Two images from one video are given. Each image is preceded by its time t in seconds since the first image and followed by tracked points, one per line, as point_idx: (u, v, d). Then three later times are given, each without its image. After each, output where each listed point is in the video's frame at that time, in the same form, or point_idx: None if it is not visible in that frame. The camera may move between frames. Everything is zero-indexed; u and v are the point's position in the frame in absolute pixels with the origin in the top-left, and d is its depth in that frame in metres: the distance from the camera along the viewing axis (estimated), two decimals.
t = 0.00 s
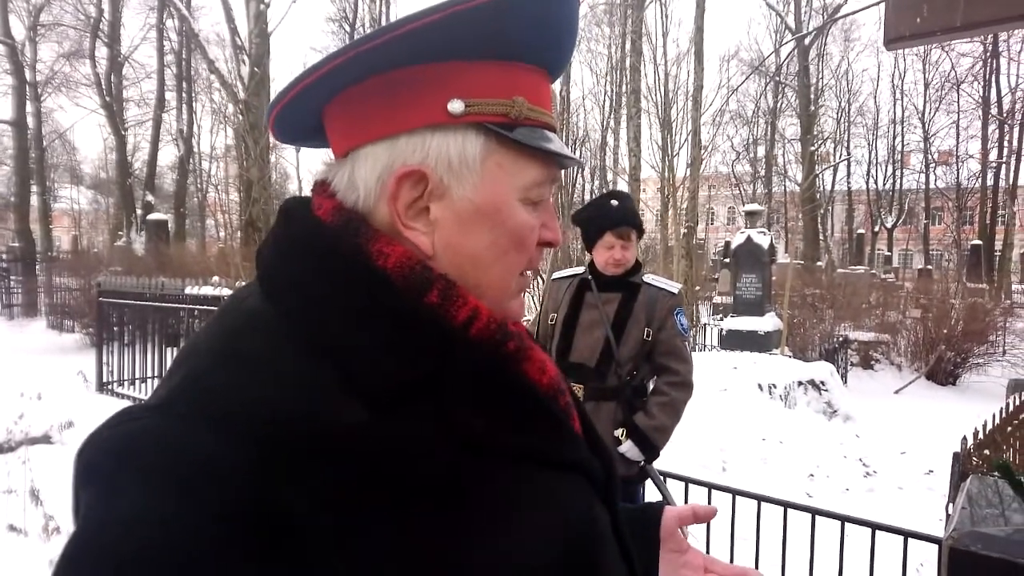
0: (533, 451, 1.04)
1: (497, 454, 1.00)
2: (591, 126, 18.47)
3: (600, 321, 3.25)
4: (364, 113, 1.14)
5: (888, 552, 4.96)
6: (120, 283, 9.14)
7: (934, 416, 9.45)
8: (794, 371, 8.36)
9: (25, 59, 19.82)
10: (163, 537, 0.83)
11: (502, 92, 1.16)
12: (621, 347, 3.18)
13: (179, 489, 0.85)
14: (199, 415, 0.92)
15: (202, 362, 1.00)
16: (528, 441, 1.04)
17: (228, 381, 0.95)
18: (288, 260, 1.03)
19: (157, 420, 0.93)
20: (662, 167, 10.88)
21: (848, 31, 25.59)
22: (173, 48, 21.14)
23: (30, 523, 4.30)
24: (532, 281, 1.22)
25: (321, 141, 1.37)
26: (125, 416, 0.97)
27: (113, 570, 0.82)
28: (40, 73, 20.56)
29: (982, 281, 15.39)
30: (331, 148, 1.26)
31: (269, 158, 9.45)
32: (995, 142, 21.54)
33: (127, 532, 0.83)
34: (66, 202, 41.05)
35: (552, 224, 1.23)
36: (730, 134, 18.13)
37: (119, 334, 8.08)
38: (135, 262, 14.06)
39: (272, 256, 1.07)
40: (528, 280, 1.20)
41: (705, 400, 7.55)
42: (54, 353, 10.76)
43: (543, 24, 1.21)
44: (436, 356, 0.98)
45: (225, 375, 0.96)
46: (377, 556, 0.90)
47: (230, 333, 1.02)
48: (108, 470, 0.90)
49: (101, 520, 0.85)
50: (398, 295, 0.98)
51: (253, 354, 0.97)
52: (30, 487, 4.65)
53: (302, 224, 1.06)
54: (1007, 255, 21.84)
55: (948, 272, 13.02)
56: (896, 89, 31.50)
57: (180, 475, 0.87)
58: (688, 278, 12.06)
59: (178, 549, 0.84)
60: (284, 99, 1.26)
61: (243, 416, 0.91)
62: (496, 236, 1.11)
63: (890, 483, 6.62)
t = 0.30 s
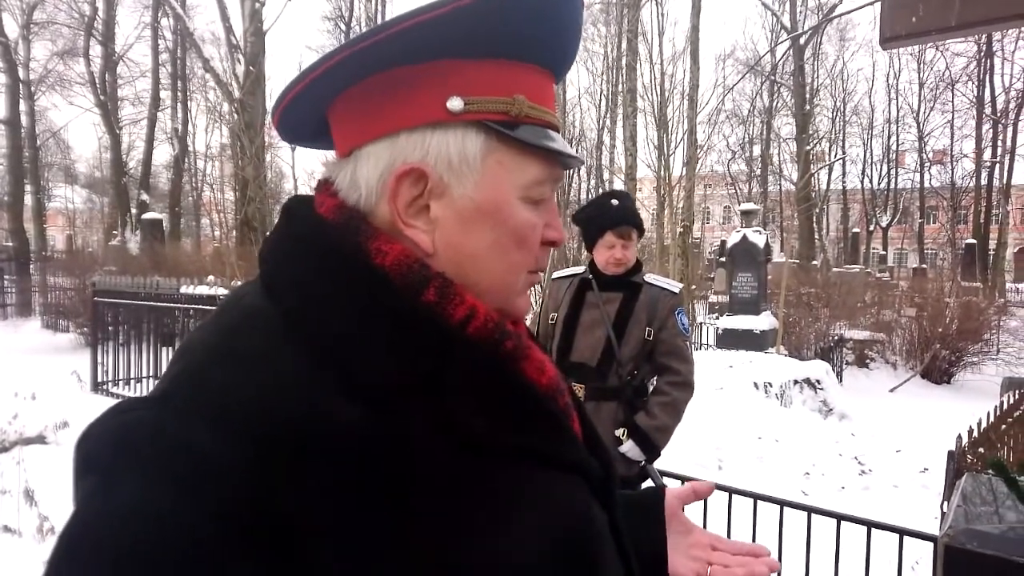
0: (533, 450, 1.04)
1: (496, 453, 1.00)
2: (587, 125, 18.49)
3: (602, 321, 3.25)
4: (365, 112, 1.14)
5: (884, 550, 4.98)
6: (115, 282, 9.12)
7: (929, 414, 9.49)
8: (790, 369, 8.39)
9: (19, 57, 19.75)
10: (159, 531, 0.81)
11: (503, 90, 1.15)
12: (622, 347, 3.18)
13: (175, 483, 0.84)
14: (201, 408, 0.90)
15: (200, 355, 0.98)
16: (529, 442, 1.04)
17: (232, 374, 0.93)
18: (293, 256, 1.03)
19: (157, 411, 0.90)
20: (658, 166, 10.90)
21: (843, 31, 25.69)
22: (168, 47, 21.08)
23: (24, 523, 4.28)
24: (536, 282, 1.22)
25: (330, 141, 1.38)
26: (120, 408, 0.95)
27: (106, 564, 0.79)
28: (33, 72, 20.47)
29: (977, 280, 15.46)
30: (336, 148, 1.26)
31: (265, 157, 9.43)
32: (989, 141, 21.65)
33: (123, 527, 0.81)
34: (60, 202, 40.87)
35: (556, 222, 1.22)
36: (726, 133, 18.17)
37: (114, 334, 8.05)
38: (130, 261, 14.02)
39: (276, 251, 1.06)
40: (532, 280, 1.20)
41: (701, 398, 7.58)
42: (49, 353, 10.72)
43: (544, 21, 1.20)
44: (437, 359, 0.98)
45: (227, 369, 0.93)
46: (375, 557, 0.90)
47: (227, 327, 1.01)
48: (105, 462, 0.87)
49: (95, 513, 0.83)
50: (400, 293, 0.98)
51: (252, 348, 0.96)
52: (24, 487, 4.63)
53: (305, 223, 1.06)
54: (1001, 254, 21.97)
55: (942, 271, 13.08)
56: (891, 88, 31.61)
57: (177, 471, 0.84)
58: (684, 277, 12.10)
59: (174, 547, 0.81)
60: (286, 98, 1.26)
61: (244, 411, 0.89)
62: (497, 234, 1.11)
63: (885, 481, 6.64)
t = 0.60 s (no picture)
0: (529, 448, 1.03)
1: (494, 452, 1.00)
2: (585, 125, 18.51)
3: (604, 321, 3.25)
4: (365, 108, 1.16)
5: (882, 550, 4.98)
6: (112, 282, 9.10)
7: (926, 413, 9.51)
8: (787, 368, 8.42)
9: (14, 56, 19.69)
10: (162, 528, 0.80)
11: (500, 85, 1.14)
12: (625, 346, 3.18)
13: (176, 485, 0.83)
14: (203, 406, 0.89)
15: (200, 354, 0.98)
16: (528, 441, 1.04)
17: (234, 374, 0.92)
18: (295, 256, 1.03)
19: (159, 410, 0.90)
20: (655, 166, 10.91)
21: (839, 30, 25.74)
22: (164, 46, 21.04)
23: (20, 524, 4.27)
24: (537, 283, 1.20)
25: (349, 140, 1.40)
26: (122, 406, 0.94)
27: (106, 560, 0.78)
28: (29, 70, 20.41)
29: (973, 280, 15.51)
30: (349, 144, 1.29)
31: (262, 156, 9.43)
32: (985, 141, 21.72)
33: (122, 526, 0.80)
34: (56, 201, 40.73)
35: (560, 229, 1.20)
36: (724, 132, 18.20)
37: (110, 334, 8.04)
38: (126, 261, 13.99)
39: (278, 249, 1.06)
40: (532, 280, 1.18)
41: (699, 398, 7.60)
42: (45, 353, 10.69)
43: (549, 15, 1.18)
44: (437, 360, 0.98)
45: (230, 368, 0.93)
46: (378, 558, 0.90)
47: (227, 327, 1.00)
48: (107, 459, 0.86)
49: (97, 511, 0.82)
50: (399, 293, 0.98)
51: (250, 347, 0.95)
52: (21, 488, 4.62)
53: (306, 220, 1.07)
54: (997, 254, 22.04)
55: (939, 270, 13.13)
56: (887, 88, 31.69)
57: (179, 470, 0.84)
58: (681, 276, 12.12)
59: (174, 548, 0.80)
60: (296, 96, 1.29)
61: (247, 412, 0.89)
62: (490, 229, 1.10)
63: (882, 479, 6.64)
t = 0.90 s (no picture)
0: (544, 448, 1.04)
1: (508, 450, 1.00)
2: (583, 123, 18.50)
3: (604, 319, 3.25)
4: (389, 115, 1.14)
5: (881, 549, 4.99)
6: (111, 280, 9.07)
7: (924, 412, 9.52)
8: (786, 367, 8.44)
9: (12, 55, 19.65)
10: (178, 524, 0.80)
11: (526, 94, 1.16)
12: (625, 344, 3.18)
13: (191, 479, 0.83)
14: (219, 401, 0.89)
15: (212, 350, 0.97)
16: (542, 439, 1.04)
17: (251, 369, 0.92)
18: (309, 255, 1.02)
19: (176, 407, 0.90)
20: (654, 165, 10.90)
21: (838, 30, 25.74)
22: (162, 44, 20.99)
23: (19, 523, 4.26)
24: (547, 285, 1.22)
25: (348, 141, 1.36)
26: (142, 400, 0.94)
27: (122, 555, 0.79)
28: (26, 69, 20.35)
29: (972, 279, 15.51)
30: (358, 147, 1.26)
31: (261, 155, 9.41)
32: (984, 140, 21.72)
33: (140, 520, 0.80)
34: (54, 199, 40.64)
35: (570, 229, 1.22)
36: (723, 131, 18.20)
37: (109, 333, 8.03)
38: (125, 260, 13.97)
39: (293, 247, 1.06)
40: (543, 282, 1.20)
41: (698, 397, 7.61)
42: (43, 352, 10.68)
43: (566, 28, 1.21)
44: (452, 359, 0.98)
45: (247, 363, 0.93)
46: (391, 555, 0.89)
47: (239, 325, 1.00)
48: (123, 454, 0.87)
49: (113, 507, 0.82)
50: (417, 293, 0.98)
51: (263, 342, 0.95)
52: (19, 488, 4.62)
53: (322, 224, 1.05)
54: (995, 252, 22.06)
55: (938, 268, 13.14)
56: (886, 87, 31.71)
57: (195, 466, 0.84)
58: (681, 275, 12.13)
59: (191, 543, 0.80)
60: (310, 100, 1.26)
61: (263, 408, 0.89)
62: (517, 235, 1.11)
63: (881, 478, 6.64)
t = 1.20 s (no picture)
0: (550, 448, 1.05)
1: (518, 448, 1.01)
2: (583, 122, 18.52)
3: (602, 319, 3.26)
4: (402, 119, 1.14)
5: (880, 548, 5.00)
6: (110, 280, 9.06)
7: (924, 411, 9.54)
8: (786, 367, 8.47)
9: (11, 54, 19.67)
10: (186, 518, 0.81)
11: (540, 102, 1.17)
12: (621, 344, 3.19)
13: (205, 471, 0.84)
14: (230, 396, 0.90)
15: (226, 348, 0.99)
16: (549, 440, 1.06)
17: (262, 365, 0.93)
18: (321, 253, 1.04)
19: (189, 402, 0.91)
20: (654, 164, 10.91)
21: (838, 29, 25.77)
22: (162, 44, 21.01)
23: (21, 523, 4.27)
24: (555, 288, 1.24)
25: (360, 144, 1.37)
26: (155, 397, 0.95)
27: (138, 544, 0.79)
28: (26, 68, 20.37)
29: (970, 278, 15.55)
30: (368, 150, 1.27)
31: (261, 154, 9.43)
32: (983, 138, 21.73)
33: (155, 513, 0.80)
34: (55, 199, 40.66)
35: (578, 233, 1.24)
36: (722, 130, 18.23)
37: (109, 332, 8.03)
38: (125, 259, 13.99)
39: (305, 247, 1.07)
40: (553, 285, 1.21)
41: (698, 396, 7.63)
42: (44, 351, 10.70)
43: (578, 39, 1.23)
44: (462, 357, 0.99)
45: (257, 360, 0.94)
46: (394, 553, 0.90)
47: (253, 324, 1.01)
48: (140, 447, 0.87)
49: (129, 498, 0.83)
50: (430, 293, 0.99)
51: (276, 341, 0.96)
52: (21, 487, 4.63)
53: (337, 224, 1.06)
54: (994, 251, 22.08)
55: (937, 268, 13.17)
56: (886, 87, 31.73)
57: (205, 458, 0.85)
58: (680, 274, 12.15)
59: (204, 536, 0.81)
60: (326, 103, 1.26)
61: (277, 406, 0.90)
62: (529, 238, 1.12)
63: (881, 477, 6.65)
